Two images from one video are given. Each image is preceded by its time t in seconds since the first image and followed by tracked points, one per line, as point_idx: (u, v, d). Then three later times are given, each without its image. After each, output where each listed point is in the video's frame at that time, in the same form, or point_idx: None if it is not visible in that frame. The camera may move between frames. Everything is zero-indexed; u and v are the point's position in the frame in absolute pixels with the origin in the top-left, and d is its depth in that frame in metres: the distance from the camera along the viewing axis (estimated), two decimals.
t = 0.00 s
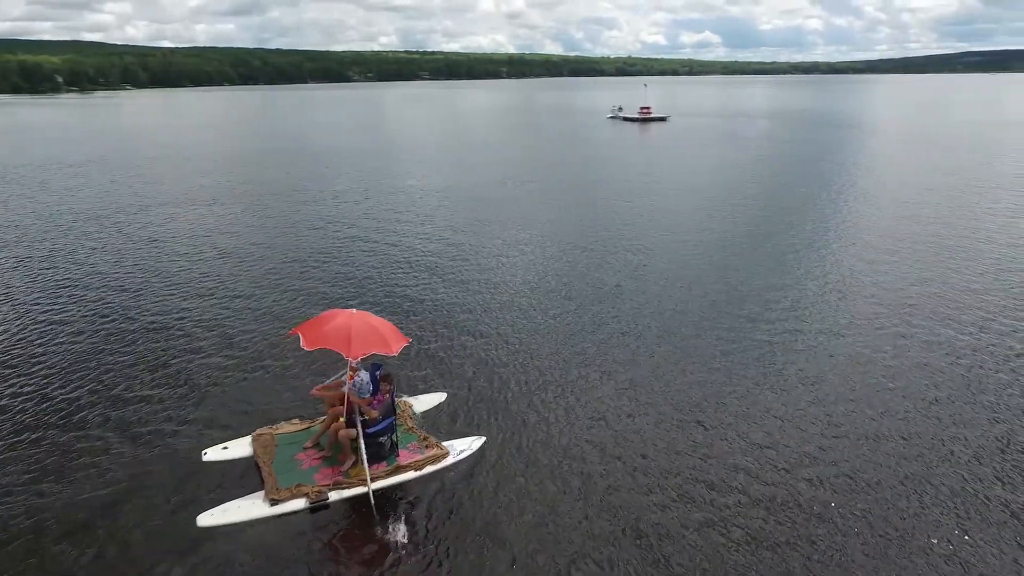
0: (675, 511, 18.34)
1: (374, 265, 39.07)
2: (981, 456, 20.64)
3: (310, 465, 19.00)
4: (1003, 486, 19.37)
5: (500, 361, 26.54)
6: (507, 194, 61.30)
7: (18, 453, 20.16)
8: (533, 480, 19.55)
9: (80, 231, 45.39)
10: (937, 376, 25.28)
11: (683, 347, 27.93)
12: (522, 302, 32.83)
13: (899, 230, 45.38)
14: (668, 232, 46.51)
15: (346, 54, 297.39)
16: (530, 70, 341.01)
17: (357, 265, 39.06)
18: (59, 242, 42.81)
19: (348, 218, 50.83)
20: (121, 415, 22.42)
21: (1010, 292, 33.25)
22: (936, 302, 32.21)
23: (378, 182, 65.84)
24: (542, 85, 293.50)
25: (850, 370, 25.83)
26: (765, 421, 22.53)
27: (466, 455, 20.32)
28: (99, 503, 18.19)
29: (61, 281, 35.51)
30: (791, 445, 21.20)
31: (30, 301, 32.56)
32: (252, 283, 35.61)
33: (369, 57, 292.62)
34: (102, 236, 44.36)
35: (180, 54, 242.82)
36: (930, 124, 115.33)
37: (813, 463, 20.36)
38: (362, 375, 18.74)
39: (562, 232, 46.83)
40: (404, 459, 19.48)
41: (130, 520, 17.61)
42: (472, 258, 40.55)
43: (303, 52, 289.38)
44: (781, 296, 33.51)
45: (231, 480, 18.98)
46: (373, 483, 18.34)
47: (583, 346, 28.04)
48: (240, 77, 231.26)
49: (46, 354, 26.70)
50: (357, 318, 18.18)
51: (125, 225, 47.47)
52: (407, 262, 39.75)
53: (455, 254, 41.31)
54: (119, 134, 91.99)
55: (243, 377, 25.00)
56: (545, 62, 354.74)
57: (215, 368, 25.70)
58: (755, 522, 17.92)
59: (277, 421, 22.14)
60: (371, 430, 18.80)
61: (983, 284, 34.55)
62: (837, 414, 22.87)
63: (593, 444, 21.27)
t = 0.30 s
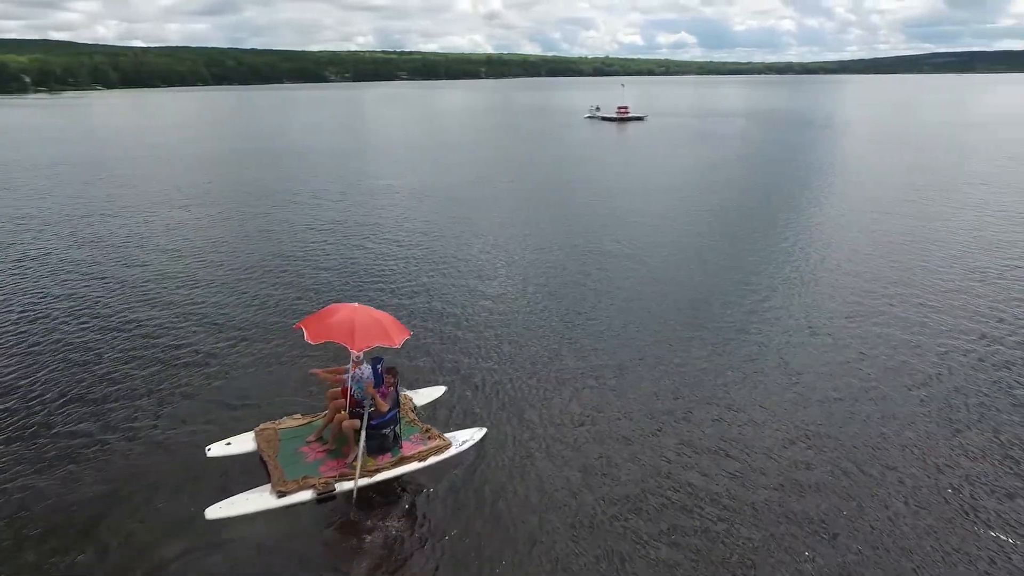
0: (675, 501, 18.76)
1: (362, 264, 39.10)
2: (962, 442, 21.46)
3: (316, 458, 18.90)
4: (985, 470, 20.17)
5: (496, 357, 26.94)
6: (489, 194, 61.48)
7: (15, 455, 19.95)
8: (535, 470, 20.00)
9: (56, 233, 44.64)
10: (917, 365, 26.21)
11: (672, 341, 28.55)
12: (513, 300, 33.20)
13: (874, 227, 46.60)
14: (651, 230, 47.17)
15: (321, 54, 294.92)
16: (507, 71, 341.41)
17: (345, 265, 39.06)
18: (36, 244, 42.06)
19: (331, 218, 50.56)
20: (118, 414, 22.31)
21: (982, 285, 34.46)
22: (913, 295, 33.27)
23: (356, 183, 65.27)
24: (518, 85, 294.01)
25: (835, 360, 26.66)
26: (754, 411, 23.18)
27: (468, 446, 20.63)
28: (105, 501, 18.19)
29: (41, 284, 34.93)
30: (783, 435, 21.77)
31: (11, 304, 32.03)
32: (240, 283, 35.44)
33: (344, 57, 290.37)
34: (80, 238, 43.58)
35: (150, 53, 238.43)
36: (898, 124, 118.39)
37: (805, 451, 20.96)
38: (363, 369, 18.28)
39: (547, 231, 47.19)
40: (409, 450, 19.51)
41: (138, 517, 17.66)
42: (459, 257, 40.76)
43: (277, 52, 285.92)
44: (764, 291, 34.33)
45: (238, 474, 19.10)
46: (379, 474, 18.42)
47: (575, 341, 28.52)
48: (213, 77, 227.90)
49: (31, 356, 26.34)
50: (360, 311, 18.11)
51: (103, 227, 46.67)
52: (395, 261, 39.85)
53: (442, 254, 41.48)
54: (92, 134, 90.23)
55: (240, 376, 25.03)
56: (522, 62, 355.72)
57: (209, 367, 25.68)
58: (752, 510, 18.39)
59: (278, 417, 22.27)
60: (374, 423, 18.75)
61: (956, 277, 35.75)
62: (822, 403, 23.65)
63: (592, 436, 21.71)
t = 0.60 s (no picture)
0: (669, 489, 19.10)
1: (345, 264, 39.02)
2: (940, 424, 22.31)
3: (316, 451, 19.02)
4: (963, 451, 20.94)
5: (487, 352, 27.28)
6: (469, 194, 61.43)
7: (5, 459, 19.65)
8: (532, 459, 20.37)
9: (30, 236, 43.71)
10: (893, 352, 27.21)
11: (659, 333, 29.16)
12: (500, 297, 33.52)
13: (847, 222, 47.86)
14: (631, 228, 47.80)
15: (293, 54, 291.41)
16: (481, 70, 341.04)
17: (328, 264, 38.94)
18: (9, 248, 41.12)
19: (310, 219, 50.10)
20: (110, 416, 22.11)
21: (951, 275, 35.76)
22: (886, 287, 34.40)
23: (319, 188, 62.56)
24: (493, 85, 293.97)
25: (816, 348, 27.52)
26: (741, 399, 23.81)
27: (466, 437, 20.91)
28: (104, 501, 18.13)
29: (18, 287, 34.24)
30: (771, 422, 22.36)
31: None
32: (224, 284, 35.14)
33: (316, 56, 287.31)
34: (51, 242, 42.57)
35: (117, 53, 233.11)
36: (865, 123, 121.30)
37: (793, 438, 21.54)
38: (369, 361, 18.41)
39: (528, 230, 47.45)
40: (408, 443, 19.75)
41: (140, 516, 17.66)
42: (443, 256, 40.90)
43: (247, 51, 281.36)
44: (744, 285, 35.13)
45: (239, 469, 19.21)
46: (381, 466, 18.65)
47: (564, 335, 28.98)
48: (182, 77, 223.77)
49: (15, 360, 25.92)
50: (359, 305, 18.21)
51: (76, 230, 45.65)
52: (379, 260, 39.87)
53: (425, 253, 41.54)
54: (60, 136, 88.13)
55: (233, 375, 25.00)
56: (496, 62, 355.78)
57: (200, 367, 25.58)
58: (745, 495, 18.89)
59: (274, 414, 22.33)
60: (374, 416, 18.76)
61: (926, 269, 37.03)
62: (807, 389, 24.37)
63: (586, 427, 22.15)
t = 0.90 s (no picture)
0: (659, 481, 19.30)
1: (326, 264, 38.82)
2: (916, 406, 23.12)
3: (312, 446, 18.88)
4: (941, 435, 21.50)
5: (476, 347, 27.57)
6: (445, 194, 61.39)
7: None
8: (527, 450, 20.70)
9: None
10: (869, 339, 28.20)
11: (642, 327, 29.76)
12: (485, 294, 33.80)
13: (817, 218, 49.10)
14: (608, 226, 48.30)
15: (260, 54, 286.94)
16: (452, 70, 340.03)
17: (309, 264, 38.73)
18: None
19: (285, 220, 49.53)
20: (98, 419, 21.93)
21: (919, 267, 37.11)
22: (857, 280, 35.53)
23: (289, 189, 61.43)
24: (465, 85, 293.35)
25: (794, 338, 28.40)
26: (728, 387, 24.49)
27: (462, 430, 21.12)
28: (99, 503, 18.06)
29: None
30: (754, 413, 22.75)
31: None
32: (203, 285, 34.77)
33: (285, 57, 283.35)
34: (17, 246, 41.44)
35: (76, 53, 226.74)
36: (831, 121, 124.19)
37: (776, 427, 21.97)
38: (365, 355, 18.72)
39: (507, 228, 47.66)
40: (404, 436, 19.59)
41: (138, 515, 17.62)
42: (425, 255, 40.96)
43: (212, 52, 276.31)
44: (722, 280, 35.93)
45: (236, 466, 19.30)
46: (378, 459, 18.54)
47: (551, 330, 29.40)
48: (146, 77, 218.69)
49: None
50: (354, 302, 18.54)
51: (46, 233, 44.61)
52: (360, 259, 39.76)
53: (406, 252, 41.51)
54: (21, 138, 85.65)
55: (222, 374, 24.94)
56: (467, 62, 355.04)
57: (189, 368, 25.44)
58: (734, 479, 19.45)
59: (269, 411, 22.37)
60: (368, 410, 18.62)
61: (895, 262, 38.33)
62: (790, 377, 25.15)
63: (579, 418, 22.60)
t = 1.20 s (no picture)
0: (648, 480, 19.60)
1: (311, 264, 38.91)
2: (888, 390, 24.39)
3: (309, 441, 19.80)
4: (913, 420, 22.55)
5: (467, 343, 28.22)
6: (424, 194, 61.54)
7: None
8: (523, 440, 21.44)
9: None
10: (842, 329, 29.49)
11: (627, 321, 30.65)
12: (472, 292, 34.37)
13: (789, 215, 50.50)
14: (588, 224, 49.06)
15: (227, 54, 282.07)
16: (424, 70, 338.38)
17: (293, 264, 38.78)
18: None
19: (264, 221, 49.24)
20: (93, 417, 22.03)
21: (885, 261, 38.73)
22: (830, 273, 36.91)
23: (264, 190, 60.70)
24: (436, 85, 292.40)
25: (772, 329, 29.61)
26: (710, 376, 25.54)
27: (456, 425, 21.76)
28: (101, 497, 18.29)
29: None
30: (736, 409, 23.31)
31: None
32: (188, 285, 34.66)
33: (252, 57, 279.12)
34: None
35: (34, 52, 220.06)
36: (799, 121, 127.09)
37: (759, 423, 22.48)
38: (360, 352, 19.02)
39: (489, 227, 48.13)
40: (398, 432, 20.57)
41: (138, 506, 17.94)
42: (409, 254, 41.29)
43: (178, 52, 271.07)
44: (702, 275, 37.01)
45: (235, 457, 19.73)
46: (372, 454, 19.42)
47: (539, 326, 30.15)
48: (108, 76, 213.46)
49: None
50: (350, 297, 18.98)
51: (19, 236, 43.91)
52: (345, 259, 39.95)
53: (390, 252, 41.80)
54: None
55: (215, 372, 25.16)
56: (439, 62, 354.32)
57: (179, 365, 25.62)
58: (718, 462, 20.45)
59: (264, 406, 22.77)
60: (367, 404, 19.55)
61: (866, 256, 39.84)
62: (769, 366, 26.29)
63: (570, 408, 23.42)
